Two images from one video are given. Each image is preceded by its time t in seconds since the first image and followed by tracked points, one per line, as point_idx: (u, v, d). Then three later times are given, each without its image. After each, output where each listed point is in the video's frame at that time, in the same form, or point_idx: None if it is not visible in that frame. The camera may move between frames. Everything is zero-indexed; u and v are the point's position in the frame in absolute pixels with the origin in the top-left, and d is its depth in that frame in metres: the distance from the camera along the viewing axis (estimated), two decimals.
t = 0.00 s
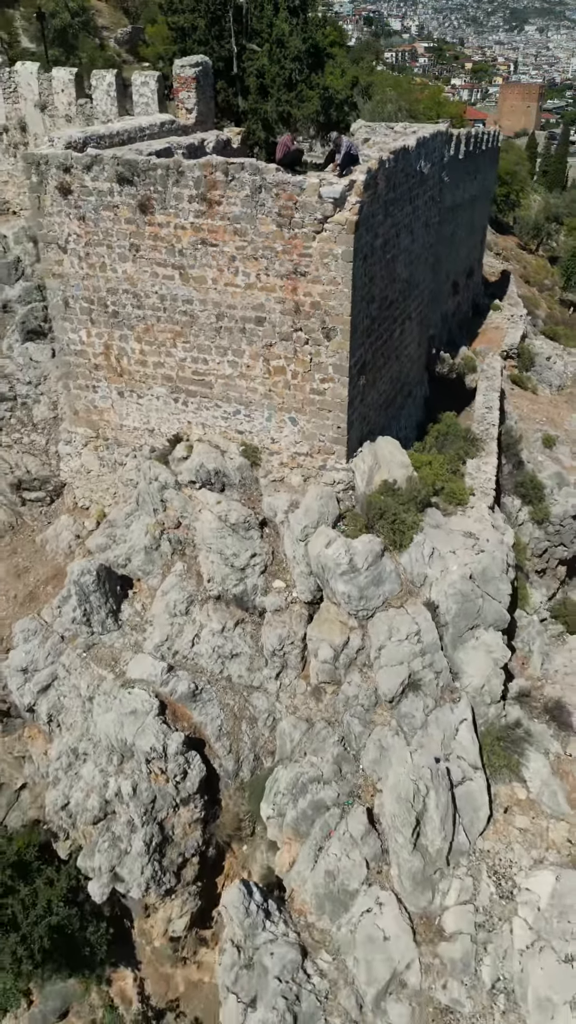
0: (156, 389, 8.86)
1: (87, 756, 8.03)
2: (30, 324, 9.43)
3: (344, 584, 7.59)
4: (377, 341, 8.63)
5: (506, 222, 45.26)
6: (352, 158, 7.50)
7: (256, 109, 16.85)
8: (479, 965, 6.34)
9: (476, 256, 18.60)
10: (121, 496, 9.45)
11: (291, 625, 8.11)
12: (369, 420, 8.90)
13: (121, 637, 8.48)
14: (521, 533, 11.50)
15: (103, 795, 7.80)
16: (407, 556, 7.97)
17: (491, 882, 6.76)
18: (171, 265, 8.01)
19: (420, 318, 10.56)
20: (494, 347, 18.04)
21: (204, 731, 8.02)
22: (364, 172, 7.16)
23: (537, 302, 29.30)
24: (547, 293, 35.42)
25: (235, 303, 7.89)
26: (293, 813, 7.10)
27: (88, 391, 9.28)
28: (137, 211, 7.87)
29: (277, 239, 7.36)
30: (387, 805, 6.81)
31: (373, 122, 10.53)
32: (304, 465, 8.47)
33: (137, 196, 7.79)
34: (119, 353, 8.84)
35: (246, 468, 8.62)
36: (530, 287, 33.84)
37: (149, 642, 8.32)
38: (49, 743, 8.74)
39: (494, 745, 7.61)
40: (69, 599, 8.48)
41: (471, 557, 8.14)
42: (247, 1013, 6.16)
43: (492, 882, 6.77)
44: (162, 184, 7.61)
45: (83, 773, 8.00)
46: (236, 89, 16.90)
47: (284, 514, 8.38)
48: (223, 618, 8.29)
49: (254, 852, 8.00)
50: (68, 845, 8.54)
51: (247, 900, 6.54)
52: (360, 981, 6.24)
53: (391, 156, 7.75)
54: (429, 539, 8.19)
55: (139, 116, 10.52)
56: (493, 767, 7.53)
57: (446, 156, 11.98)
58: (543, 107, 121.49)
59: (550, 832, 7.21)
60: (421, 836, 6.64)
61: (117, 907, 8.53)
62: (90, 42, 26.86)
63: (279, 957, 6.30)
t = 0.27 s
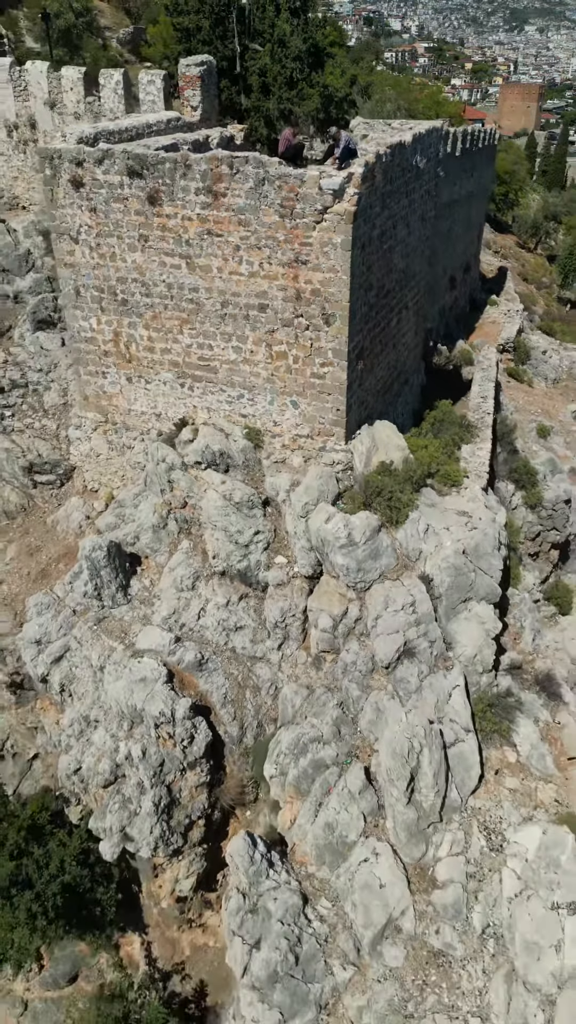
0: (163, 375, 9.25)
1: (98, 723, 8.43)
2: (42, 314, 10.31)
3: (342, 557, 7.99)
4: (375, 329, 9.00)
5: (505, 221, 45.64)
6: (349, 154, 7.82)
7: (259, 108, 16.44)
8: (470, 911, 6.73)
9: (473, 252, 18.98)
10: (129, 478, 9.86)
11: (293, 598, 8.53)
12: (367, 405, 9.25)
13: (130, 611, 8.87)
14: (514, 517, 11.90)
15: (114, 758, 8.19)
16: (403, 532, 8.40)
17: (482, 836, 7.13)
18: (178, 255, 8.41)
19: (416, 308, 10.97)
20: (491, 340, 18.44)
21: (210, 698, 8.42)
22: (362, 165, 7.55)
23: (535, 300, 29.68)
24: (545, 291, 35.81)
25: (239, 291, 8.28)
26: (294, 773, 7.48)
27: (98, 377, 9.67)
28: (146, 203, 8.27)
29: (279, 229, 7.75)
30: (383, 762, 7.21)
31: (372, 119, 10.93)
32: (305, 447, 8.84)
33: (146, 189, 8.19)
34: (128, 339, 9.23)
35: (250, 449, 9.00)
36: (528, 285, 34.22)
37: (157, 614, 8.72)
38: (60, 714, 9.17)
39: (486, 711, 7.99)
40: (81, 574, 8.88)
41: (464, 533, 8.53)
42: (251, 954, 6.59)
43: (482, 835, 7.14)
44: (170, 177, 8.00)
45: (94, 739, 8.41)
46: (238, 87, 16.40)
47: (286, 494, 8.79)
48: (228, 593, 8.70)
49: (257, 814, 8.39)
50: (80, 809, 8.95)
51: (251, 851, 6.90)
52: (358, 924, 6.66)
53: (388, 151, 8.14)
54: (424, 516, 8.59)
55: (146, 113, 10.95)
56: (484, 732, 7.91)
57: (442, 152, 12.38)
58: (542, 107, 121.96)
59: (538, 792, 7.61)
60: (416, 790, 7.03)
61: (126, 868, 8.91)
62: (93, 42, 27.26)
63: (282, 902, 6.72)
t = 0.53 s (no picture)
0: (170, 361, 9.64)
1: (108, 691, 8.83)
2: (53, 304, 10.96)
3: (342, 532, 8.41)
4: (372, 316, 9.38)
5: (503, 219, 46.05)
6: (349, 147, 8.32)
7: (260, 106, 16.85)
8: (462, 862, 7.13)
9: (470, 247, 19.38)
10: (137, 461, 10.25)
11: (294, 572, 8.92)
12: (366, 390, 9.65)
13: (139, 586, 9.29)
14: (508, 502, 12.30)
15: (124, 724, 8.57)
16: (399, 509, 8.82)
17: (473, 793, 7.52)
18: (185, 245, 8.81)
19: (412, 298, 11.38)
20: (487, 334, 18.84)
21: (216, 668, 8.84)
22: (360, 159, 7.95)
23: (532, 296, 30.10)
24: (543, 288, 36.20)
25: (243, 279, 8.68)
26: (296, 734, 7.95)
27: (107, 363, 10.07)
28: (154, 196, 8.67)
29: (281, 220, 8.15)
30: (379, 722, 7.60)
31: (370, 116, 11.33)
32: (305, 430, 9.23)
33: (154, 182, 8.59)
34: (137, 326, 9.62)
35: (253, 432, 9.39)
36: (526, 282, 34.62)
37: (165, 589, 9.13)
38: (72, 686, 9.54)
39: (478, 679, 8.38)
40: (92, 550, 9.30)
41: (457, 511, 8.93)
42: (256, 898, 7.12)
43: (474, 793, 7.53)
44: (177, 170, 8.41)
45: (105, 706, 8.81)
46: (241, 86, 17.18)
47: (287, 474, 9.20)
48: (232, 568, 9.09)
49: (260, 779, 8.78)
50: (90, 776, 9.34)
51: (255, 805, 7.41)
52: (356, 873, 7.11)
53: (385, 146, 8.55)
54: (420, 495, 8.98)
55: (153, 111, 11.38)
56: (477, 700, 8.29)
57: (438, 149, 12.79)
58: (542, 108, 122.52)
59: (527, 756, 8.01)
60: (411, 748, 7.44)
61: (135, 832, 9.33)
62: (96, 42, 27.64)
63: (284, 852, 7.19)
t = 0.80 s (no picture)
0: (176, 348, 10.05)
1: (119, 662, 9.25)
2: (62, 296, 11.30)
3: (341, 509, 8.84)
4: (371, 304, 9.79)
5: (502, 218, 46.48)
6: (347, 143, 8.65)
7: (263, 103, 17.18)
8: (454, 816, 7.56)
9: (467, 244, 19.82)
10: (144, 445, 10.68)
11: (296, 549, 9.36)
12: (365, 376, 10.06)
13: (147, 562, 9.74)
14: (502, 487, 12.72)
15: (134, 692, 9.00)
16: (396, 489, 9.23)
17: (465, 755, 7.92)
18: (192, 236, 9.23)
19: (410, 289, 11.80)
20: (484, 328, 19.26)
21: (221, 640, 9.26)
22: (359, 153, 8.37)
23: (530, 294, 30.54)
24: (540, 286, 36.64)
25: (247, 269, 9.10)
26: (297, 698, 8.42)
27: (115, 350, 10.46)
28: (162, 188, 9.09)
29: (283, 212, 8.57)
30: (376, 685, 8.04)
31: (369, 113, 11.76)
32: (306, 414, 9.61)
33: (163, 175, 9.01)
34: (144, 314, 10.03)
35: (257, 415, 9.78)
36: (524, 280, 35.06)
37: (172, 565, 9.56)
38: (82, 658, 10.04)
39: (470, 649, 8.80)
40: (102, 528, 9.72)
41: (452, 491, 9.32)
42: (260, 848, 7.59)
43: (466, 755, 7.92)
44: (184, 164, 8.83)
45: (115, 676, 9.24)
46: (244, 84, 17.43)
47: (289, 455, 9.53)
48: (236, 546, 9.51)
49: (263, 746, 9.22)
50: (101, 745, 9.80)
51: (260, 764, 7.91)
52: (354, 827, 7.52)
53: (382, 141, 8.98)
54: (416, 475, 9.39)
55: (160, 109, 11.82)
56: (470, 669, 8.71)
57: (435, 146, 13.20)
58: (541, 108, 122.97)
59: (517, 721, 8.42)
60: (406, 711, 7.88)
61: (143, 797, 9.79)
62: (99, 42, 28.09)
63: (286, 806, 7.68)
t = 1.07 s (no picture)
0: (183, 335, 10.48)
1: (129, 634, 9.70)
2: (72, 286, 11.77)
3: (340, 488, 9.29)
4: (369, 294, 10.21)
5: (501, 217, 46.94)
6: (346, 138, 9.24)
7: (265, 101, 17.47)
8: (447, 775, 7.99)
9: (464, 239, 20.25)
10: (151, 430, 11.09)
11: (297, 527, 9.80)
12: (363, 363, 10.49)
13: (155, 540, 10.16)
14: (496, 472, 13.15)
15: (143, 662, 9.50)
16: (393, 469, 9.65)
17: (458, 718, 8.32)
18: (198, 227, 9.66)
19: (407, 281, 12.22)
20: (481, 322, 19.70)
21: (226, 613, 9.68)
22: (358, 147, 8.79)
23: (527, 290, 30.99)
24: (538, 283, 37.10)
25: (251, 259, 9.52)
26: (299, 665, 8.88)
27: (124, 338, 10.88)
28: (170, 182, 9.52)
29: (286, 204, 9.00)
30: (374, 651, 8.52)
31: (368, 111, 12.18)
32: (308, 398, 10.04)
33: (171, 169, 9.44)
34: (152, 302, 10.46)
35: (260, 400, 10.20)
36: (522, 277, 35.50)
37: (179, 542, 9.98)
38: (93, 633, 10.38)
39: (464, 623, 9.24)
40: (112, 508, 10.15)
41: (446, 471, 9.75)
42: (264, 803, 8.12)
43: (459, 718, 8.33)
44: (191, 158, 9.26)
45: (125, 648, 9.71)
46: (247, 83, 17.60)
47: (291, 438, 10.00)
48: (240, 525, 9.95)
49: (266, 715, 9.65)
50: (110, 716, 10.22)
51: (266, 728, 8.36)
52: (353, 784, 8.04)
53: (380, 137, 9.40)
54: (412, 457, 9.82)
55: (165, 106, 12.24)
56: (463, 640, 9.15)
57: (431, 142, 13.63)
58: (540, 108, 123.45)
59: (509, 689, 8.84)
60: (403, 676, 8.32)
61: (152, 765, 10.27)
62: (103, 43, 28.55)
63: (289, 764, 8.20)
